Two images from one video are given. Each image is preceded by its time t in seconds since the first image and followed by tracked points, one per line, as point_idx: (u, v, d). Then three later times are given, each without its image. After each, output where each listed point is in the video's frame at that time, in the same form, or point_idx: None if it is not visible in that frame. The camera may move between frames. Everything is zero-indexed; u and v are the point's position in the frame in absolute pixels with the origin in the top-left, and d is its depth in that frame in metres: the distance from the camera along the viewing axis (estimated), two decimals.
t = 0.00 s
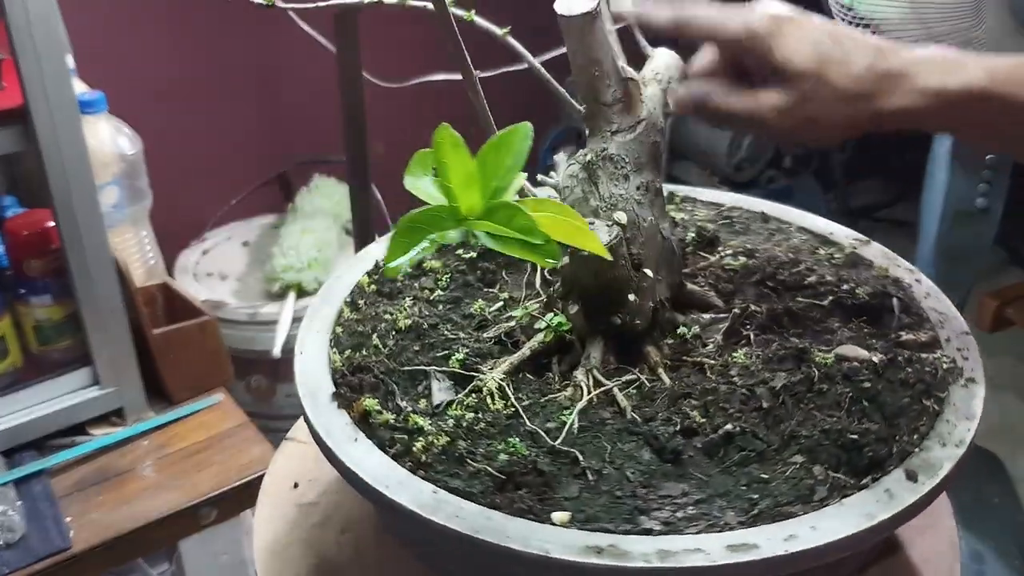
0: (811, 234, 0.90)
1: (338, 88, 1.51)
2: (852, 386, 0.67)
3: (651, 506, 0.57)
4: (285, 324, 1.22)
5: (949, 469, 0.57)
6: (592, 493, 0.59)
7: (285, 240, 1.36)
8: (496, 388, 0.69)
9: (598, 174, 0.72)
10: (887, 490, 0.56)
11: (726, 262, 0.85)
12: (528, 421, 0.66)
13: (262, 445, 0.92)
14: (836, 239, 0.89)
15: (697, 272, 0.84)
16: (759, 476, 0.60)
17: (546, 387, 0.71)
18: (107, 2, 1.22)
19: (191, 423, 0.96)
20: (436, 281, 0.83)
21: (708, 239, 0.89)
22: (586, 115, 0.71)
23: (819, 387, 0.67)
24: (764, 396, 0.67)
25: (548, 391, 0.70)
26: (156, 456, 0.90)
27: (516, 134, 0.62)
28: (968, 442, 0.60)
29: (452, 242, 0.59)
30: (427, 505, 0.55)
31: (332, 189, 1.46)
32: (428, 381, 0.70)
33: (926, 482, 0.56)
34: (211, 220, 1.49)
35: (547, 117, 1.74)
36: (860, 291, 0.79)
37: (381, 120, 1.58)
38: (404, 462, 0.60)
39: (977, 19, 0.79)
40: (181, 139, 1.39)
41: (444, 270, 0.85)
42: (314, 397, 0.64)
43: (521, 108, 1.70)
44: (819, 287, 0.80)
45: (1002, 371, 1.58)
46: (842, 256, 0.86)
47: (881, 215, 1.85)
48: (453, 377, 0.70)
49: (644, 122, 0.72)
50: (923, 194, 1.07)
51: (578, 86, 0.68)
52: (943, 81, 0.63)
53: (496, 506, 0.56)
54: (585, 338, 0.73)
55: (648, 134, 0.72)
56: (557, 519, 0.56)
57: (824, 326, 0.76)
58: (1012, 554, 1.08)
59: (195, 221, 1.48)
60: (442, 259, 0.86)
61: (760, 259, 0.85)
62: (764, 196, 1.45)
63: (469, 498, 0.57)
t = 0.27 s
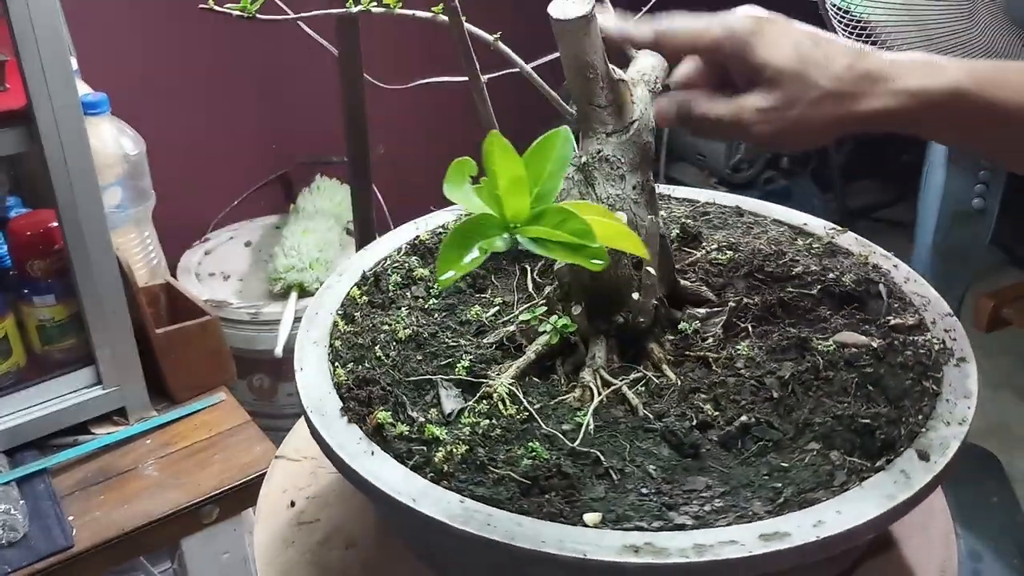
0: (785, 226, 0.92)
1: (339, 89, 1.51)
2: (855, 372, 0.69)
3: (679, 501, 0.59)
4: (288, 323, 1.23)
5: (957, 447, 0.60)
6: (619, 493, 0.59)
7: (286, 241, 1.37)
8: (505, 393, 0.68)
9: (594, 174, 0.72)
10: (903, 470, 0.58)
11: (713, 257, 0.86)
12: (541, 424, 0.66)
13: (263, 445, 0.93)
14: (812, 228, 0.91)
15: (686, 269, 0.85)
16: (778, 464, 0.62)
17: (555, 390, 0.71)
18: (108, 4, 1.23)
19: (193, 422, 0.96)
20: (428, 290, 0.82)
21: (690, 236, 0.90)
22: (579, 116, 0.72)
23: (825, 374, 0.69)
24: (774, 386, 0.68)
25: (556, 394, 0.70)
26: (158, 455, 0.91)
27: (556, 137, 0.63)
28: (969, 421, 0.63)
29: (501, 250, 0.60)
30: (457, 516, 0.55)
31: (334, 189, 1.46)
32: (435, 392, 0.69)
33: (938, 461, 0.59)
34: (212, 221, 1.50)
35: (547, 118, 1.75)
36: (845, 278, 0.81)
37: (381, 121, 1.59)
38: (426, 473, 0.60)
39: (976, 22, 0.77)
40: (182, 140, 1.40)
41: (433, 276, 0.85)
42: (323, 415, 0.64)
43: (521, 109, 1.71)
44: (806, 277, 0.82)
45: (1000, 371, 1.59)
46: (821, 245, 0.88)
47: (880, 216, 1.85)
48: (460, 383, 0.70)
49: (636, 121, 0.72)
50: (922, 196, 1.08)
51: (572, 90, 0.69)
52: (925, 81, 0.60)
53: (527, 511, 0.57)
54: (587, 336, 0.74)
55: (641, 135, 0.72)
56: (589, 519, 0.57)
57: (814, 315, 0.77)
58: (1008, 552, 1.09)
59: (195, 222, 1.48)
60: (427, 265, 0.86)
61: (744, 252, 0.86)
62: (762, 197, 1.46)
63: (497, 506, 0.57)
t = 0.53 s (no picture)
0: (774, 221, 0.92)
1: (339, 89, 1.51)
2: (859, 364, 0.69)
3: (694, 500, 0.59)
4: (287, 323, 1.23)
5: (963, 434, 0.60)
6: (635, 493, 0.59)
7: (286, 241, 1.37)
8: (510, 395, 0.68)
9: (593, 174, 0.72)
10: (912, 460, 0.58)
11: (709, 254, 0.86)
12: (550, 425, 0.66)
13: (263, 445, 0.92)
14: (802, 221, 0.91)
15: (682, 266, 0.85)
16: (790, 459, 0.62)
17: (560, 392, 0.70)
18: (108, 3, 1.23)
19: (192, 423, 0.96)
20: (424, 294, 0.82)
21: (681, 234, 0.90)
22: (576, 117, 0.71)
23: (830, 367, 0.69)
24: (780, 381, 0.68)
25: (562, 395, 0.70)
26: (157, 455, 0.91)
27: (581, 137, 0.62)
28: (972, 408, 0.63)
29: (530, 252, 0.59)
30: (474, 522, 0.55)
31: (333, 189, 1.46)
32: (439, 396, 0.69)
33: (945, 448, 0.59)
34: (212, 221, 1.49)
35: (547, 118, 1.75)
36: (840, 272, 0.81)
37: (382, 120, 1.59)
38: (439, 479, 0.60)
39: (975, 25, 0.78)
40: (182, 139, 1.40)
41: (426, 280, 0.85)
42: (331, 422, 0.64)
43: (521, 109, 1.71)
44: (805, 271, 0.82)
45: (1000, 371, 1.59)
46: (814, 238, 0.88)
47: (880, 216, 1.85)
48: (465, 387, 0.70)
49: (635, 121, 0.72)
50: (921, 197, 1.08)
51: (571, 90, 0.69)
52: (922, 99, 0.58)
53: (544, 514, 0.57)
54: (586, 336, 0.73)
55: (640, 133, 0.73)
56: (607, 520, 0.57)
57: (817, 310, 0.77)
58: (1008, 552, 1.09)
59: (195, 222, 1.48)
60: (419, 268, 0.86)
61: (738, 249, 0.86)
62: (763, 197, 1.46)
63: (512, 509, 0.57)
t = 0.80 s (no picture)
0: (771, 220, 0.92)
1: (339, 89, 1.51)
2: (858, 363, 0.69)
3: (697, 499, 0.59)
4: (287, 323, 1.23)
5: (963, 432, 0.60)
6: (637, 493, 0.59)
7: (286, 241, 1.37)
8: (511, 396, 0.68)
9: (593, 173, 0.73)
10: (913, 458, 0.58)
11: (708, 253, 0.86)
12: (551, 425, 0.66)
13: (263, 445, 0.92)
14: (801, 221, 0.91)
15: (682, 266, 0.85)
16: (792, 458, 0.62)
17: (560, 392, 0.70)
18: (108, 3, 1.23)
19: (192, 423, 0.96)
20: (423, 295, 0.83)
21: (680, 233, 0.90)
22: (575, 117, 0.71)
23: (829, 366, 0.69)
24: (781, 379, 0.68)
25: (562, 395, 0.70)
26: (157, 455, 0.91)
27: (584, 138, 0.62)
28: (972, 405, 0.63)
29: (534, 252, 0.59)
30: (478, 523, 0.54)
31: (333, 189, 1.46)
32: (440, 397, 0.69)
33: (945, 446, 0.59)
34: (212, 221, 1.49)
35: (547, 118, 1.75)
36: (838, 271, 0.81)
37: (382, 120, 1.59)
38: (441, 480, 0.60)
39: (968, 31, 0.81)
40: (183, 139, 1.40)
41: (425, 280, 0.85)
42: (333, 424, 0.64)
43: (521, 109, 1.71)
44: (804, 270, 0.82)
45: (1000, 371, 1.59)
46: (812, 237, 0.88)
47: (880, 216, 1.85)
48: (466, 388, 0.70)
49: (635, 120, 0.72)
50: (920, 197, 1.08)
51: (570, 91, 0.68)
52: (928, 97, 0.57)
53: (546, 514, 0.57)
54: (586, 336, 0.73)
55: (639, 133, 0.72)
56: (610, 520, 0.57)
57: (817, 309, 0.77)
58: (1008, 552, 1.09)
59: (195, 222, 1.48)
60: (417, 268, 0.86)
61: (737, 248, 0.86)
62: (763, 197, 1.46)
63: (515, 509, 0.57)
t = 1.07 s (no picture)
0: (771, 220, 0.92)
1: (339, 88, 1.51)
2: (858, 364, 0.69)
3: (696, 499, 0.59)
4: (287, 323, 1.23)
5: (963, 433, 0.60)
6: (637, 493, 0.60)
7: (286, 241, 1.36)
8: (510, 396, 0.68)
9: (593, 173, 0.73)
10: (912, 459, 0.58)
11: (709, 253, 0.86)
12: (551, 425, 0.66)
13: (263, 445, 0.93)
14: (802, 221, 0.91)
15: (682, 266, 0.85)
16: (791, 458, 0.62)
17: (560, 392, 0.70)
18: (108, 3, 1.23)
19: (192, 423, 0.96)
20: (423, 295, 0.83)
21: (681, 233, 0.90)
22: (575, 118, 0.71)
23: (829, 366, 0.69)
24: (781, 380, 0.68)
25: (562, 395, 0.70)
26: (157, 455, 0.91)
27: (584, 138, 0.62)
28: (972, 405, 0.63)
29: (533, 253, 0.59)
30: (477, 523, 0.54)
31: (333, 189, 1.46)
32: (439, 397, 0.69)
33: (946, 447, 0.59)
34: (212, 221, 1.49)
35: (547, 118, 1.75)
36: (838, 271, 0.81)
37: (382, 120, 1.59)
38: (440, 480, 0.60)
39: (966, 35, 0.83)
40: (183, 139, 1.40)
41: (425, 280, 0.85)
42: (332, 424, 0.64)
43: (521, 109, 1.71)
44: (805, 270, 0.82)
45: (1000, 371, 1.59)
46: (813, 238, 0.88)
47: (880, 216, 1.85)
48: (465, 388, 0.70)
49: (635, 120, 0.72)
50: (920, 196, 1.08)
51: (570, 91, 0.68)
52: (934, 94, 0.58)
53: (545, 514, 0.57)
54: (586, 336, 0.73)
55: (639, 133, 0.73)
56: (609, 520, 0.57)
57: (817, 310, 0.77)
58: (1008, 552, 1.09)
59: (195, 222, 1.48)
60: (418, 268, 0.86)
61: (737, 248, 0.86)
62: (763, 197, 1.46)
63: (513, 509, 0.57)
